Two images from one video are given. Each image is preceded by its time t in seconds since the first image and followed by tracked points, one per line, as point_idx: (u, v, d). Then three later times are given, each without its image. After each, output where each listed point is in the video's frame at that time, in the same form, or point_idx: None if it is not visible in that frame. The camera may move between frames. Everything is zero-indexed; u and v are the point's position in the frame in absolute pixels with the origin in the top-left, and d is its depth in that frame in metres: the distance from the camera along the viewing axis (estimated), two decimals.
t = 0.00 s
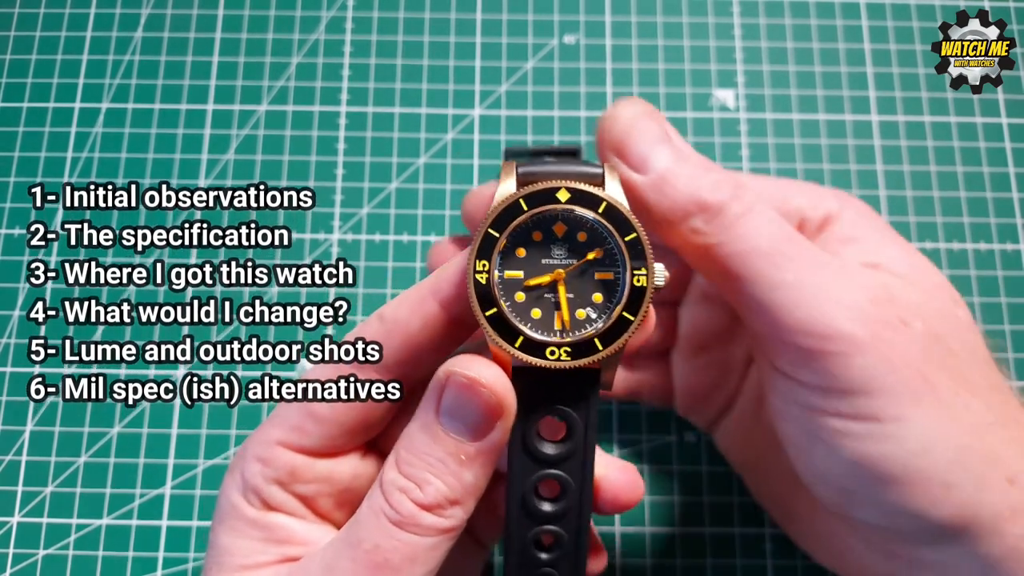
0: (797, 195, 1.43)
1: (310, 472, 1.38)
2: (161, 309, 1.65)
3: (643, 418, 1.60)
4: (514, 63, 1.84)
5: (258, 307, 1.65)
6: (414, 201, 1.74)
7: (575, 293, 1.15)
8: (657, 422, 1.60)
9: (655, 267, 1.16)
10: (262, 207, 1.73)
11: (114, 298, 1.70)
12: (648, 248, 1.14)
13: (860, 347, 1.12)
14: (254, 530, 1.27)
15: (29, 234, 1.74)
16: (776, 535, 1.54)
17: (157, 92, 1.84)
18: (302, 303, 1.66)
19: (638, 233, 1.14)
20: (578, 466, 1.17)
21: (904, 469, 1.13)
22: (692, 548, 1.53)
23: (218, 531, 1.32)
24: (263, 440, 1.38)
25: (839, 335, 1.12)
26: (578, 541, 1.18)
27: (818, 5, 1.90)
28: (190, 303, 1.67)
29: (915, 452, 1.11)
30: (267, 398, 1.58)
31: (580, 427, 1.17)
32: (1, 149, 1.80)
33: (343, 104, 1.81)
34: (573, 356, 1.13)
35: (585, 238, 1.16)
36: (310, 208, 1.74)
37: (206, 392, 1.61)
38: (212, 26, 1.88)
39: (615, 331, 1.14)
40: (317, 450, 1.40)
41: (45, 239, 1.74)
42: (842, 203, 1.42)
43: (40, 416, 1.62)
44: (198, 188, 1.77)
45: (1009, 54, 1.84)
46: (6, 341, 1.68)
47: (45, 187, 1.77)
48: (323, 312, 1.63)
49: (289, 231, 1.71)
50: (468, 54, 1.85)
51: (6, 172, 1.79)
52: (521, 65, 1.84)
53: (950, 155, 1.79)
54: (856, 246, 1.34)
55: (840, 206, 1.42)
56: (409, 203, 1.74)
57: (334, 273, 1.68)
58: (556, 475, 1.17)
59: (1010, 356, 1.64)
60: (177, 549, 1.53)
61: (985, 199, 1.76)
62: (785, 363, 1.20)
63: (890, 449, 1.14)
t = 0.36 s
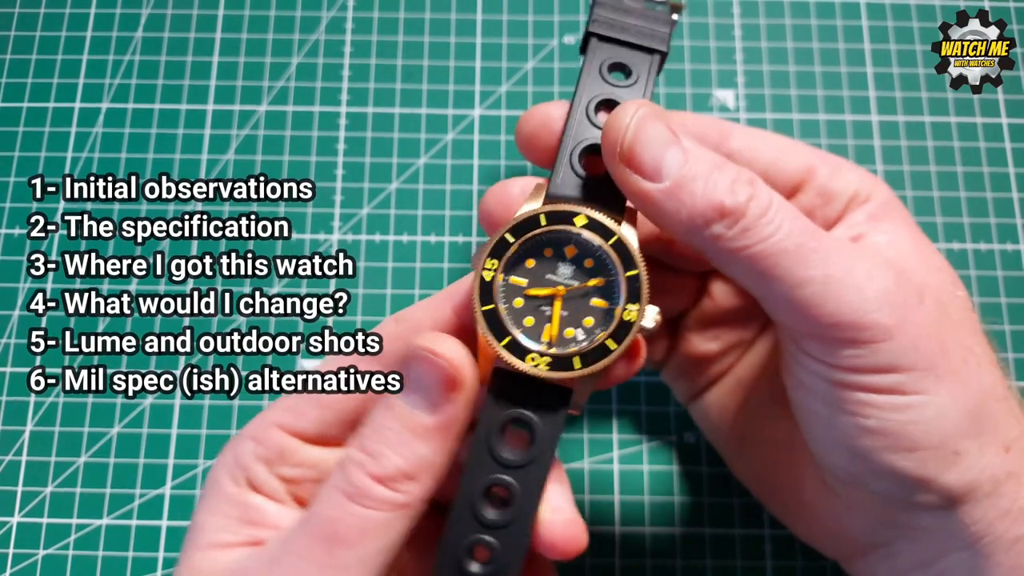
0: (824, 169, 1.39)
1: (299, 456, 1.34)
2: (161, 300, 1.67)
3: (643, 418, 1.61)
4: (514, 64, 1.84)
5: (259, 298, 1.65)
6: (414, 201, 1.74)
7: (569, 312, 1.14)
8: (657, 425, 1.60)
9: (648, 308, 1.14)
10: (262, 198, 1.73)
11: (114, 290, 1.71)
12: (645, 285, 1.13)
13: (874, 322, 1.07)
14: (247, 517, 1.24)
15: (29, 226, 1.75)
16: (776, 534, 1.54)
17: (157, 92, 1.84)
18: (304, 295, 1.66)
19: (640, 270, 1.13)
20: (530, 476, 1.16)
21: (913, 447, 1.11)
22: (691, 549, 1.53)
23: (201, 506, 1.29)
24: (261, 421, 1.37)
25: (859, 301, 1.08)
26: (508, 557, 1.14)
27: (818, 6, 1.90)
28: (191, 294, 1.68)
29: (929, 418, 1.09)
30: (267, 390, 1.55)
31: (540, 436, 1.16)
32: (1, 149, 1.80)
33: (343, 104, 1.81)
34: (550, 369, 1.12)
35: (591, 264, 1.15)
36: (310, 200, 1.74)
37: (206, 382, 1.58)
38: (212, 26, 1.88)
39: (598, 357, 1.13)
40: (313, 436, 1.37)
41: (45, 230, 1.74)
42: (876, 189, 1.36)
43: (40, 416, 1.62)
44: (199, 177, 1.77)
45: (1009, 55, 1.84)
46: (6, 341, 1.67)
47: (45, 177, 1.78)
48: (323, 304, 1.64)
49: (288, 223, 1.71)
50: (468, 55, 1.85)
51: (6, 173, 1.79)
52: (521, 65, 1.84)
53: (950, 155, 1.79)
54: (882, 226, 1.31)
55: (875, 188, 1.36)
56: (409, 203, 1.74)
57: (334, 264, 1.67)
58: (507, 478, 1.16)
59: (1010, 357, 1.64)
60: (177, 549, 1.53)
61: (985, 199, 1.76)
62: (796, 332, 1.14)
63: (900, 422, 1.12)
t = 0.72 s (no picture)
0: (823, 179, 1.39)
1: (243, 494, 1.25)
2: (162, 292, 1.67)
3: (643, 420, 1.61)
4: (515, 64, 1.84)
5: (259, 290, 1.66)
6: (414, 201, 1.74)
7: (545, 306, 1.20)
8: (657, 424, 1.61)
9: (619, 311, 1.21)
10: (262, 190, 1.74)
11: (116, 281, 1.70)
12: (621, 293, 1.19)
13: (952, 337, 1.01)
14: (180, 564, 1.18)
15: (29, 217, 1.75)
16: (776, 534, 1.54)
17: (157, 92, 1.84)
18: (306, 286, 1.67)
19: (617, 280, 1.18)
20: (487, 446, 1.22)
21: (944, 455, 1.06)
22: (692, 549, 1.52)
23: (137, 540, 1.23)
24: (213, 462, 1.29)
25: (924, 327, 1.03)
26: (461, 516, 1.21)
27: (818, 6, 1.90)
28: (191, 285, 1.68)
29: (982, 437, 1.03)
30: (267, 381, 1.61)
31: (501, 410, 1.22)
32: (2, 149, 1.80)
33: (343, 104, 1.81)
34: (520, 358, 1.19)
35: (573, 264, 1.19)
36: (310, 190, 1.74)
37: (206, 374, 1.60)
38: (212, 26, 1.88)
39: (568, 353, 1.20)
40: (264, 470, 1.27)
41: (45, 222, 1.74)
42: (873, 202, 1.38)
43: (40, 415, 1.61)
44: (199, 168, 1.78)
45: (1009, 54, 1.84)
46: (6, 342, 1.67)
47: (45, 169, 1.78)
48: (323, 295, 1.65)
49: (288, 213, 1.72)
50: (468, 55, 1.85)
51: (5, 172, 1.79)
52: (521, 65, 1.84)
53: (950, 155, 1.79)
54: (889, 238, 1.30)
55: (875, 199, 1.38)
56: (409, 203, 1.74)
57: (334, 256, 1.68)
58: (463, 447, 1.22)
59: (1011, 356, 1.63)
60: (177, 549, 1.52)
61: (985, 199, 1.76)
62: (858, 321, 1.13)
63: (942, 437, 1.06)
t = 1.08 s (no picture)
0: (815, 183, 1.39)
1: (233, 523, 1.27)
2: (162, 283, 1.68)
3: (643, 420, 1.61)
4: (514, 64, 1.84)
5: (258, 281, 1.68)
6: (414, 201, 1.74)
7: (534, 316, 1.22)
8: (658, 424, 1.61)
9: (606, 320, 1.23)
10: (262, 181, 1.75)
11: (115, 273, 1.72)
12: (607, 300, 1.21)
13: (992, 327, 1.09)
14: None
15: (29, 208, 1.76)
16: (776, 532, 1.54)
17: (158, 93, 1.84)
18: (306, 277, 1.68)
19: (603, 286, 1.21)
20: (482, 463, 1.24)
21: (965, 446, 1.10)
22: (691, 547, 1.53)
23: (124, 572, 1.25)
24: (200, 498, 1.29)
25: (967, 314, 1.11)
26: (456, 532, 1.23)
27: (818, 6, 1.90)
28: (191, 277, 1.69)
29: (1000, 432, 1.08)
30: (267, 372, 1.63)
31: (497, 427, 1.24)
32: (3, 149, 1.81)
33: (344, 105, 1.82)
34: (512, 365, 1.20)
35: (559, 274, 1.23)
36: (310, 182, 1.76)
37: (207, 365, 1.63)
38: (213, 27, 1.89)
39: (559, 359, 1.20)
40: (256, 502, 1.28)
41: (45, 213, 1.76)
42: (869, 202, 1.37)
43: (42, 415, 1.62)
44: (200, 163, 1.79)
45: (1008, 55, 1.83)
46: (8, 342, 1.68)
47: (45, 161, 1.80)
48: (323, 287, 1.66)
49: (289, 205, 1.73)
50: (468, 55, 1.85)
51: (8, 173, 1.79)
52: (521, 66, 1.84)
53: (950, 155, 1.79)
54: (881, 240, 1.32)
55: (873, 200, 1.38)
56: (410, 203, 1.74)
57: (334, 247, 1.70)
58: (459, 464, 1.24)
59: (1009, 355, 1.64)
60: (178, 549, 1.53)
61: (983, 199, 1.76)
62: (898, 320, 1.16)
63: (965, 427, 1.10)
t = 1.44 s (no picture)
0: (808, 181, 1.39)
1: (235, 521, 1.27)
2: (162, 275, 1.71)
3: (642, 418, 1.62)
4: (514, 66, 1.85)
5: (259, 273, 1.69)
6: (415, 202, 1.75)
7: (530, 309, 1.23)
8: (656, 423, 1.61)
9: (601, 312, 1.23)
10: (262, 172, 1.77)
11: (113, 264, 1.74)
12: (602, 292, 1.22)
13: (983, 323, 1.09)
14: None
15: (29, 200, 1.78)
16: (775, 530, 1.55)
17: (159, 94, 1.85)
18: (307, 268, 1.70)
19: (598, 277, 1.22)
20: (481, 456, 1.24)
21: (960, 441, 1.11)
22: (689, 545, 1.54)
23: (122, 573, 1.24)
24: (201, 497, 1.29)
25: (959, 311, 1.10)
26: (456, 526, 1.23)
27: (816, 7, 1.90)
28: (191, 268, 1.72)
29: (995, 428, 1.09)
30: (268, 364, 1.64)
31: (494, 419, 1.24)
32: (5, 150, 1.82)
33: (344, 106, 1.82)
34: (509, 358, 1.20)
35: (554, 268, 1.24)
36: (310, 173, 1.78)
37: (206, 357, 1.63)
38: (214, 29, 1.90)
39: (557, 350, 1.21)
40: (257, 500, 1.28)
41: (45, 204, 1.78)
42: (863, 200, 1.37)
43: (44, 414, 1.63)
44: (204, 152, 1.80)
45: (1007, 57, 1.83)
46: (11, 341, 1.69)
47: (44, 151, 1.81)
48: (323, 278, 1.68)
49: (289, 197, 1.75)
50: (468, 57, 1.85)
51: (10, 173, 1.81)
52: (521, 68, 1.84)
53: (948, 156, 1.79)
54: (877, 240, 1.33)
55: (870, 197, 1.38)
56: (410, 204, 1.75)
57: (334, 239, 1.71)
58: (458, 457, 1.24)
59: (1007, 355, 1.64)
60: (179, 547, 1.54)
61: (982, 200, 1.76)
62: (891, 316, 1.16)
63: (960, 420, 1.10)
